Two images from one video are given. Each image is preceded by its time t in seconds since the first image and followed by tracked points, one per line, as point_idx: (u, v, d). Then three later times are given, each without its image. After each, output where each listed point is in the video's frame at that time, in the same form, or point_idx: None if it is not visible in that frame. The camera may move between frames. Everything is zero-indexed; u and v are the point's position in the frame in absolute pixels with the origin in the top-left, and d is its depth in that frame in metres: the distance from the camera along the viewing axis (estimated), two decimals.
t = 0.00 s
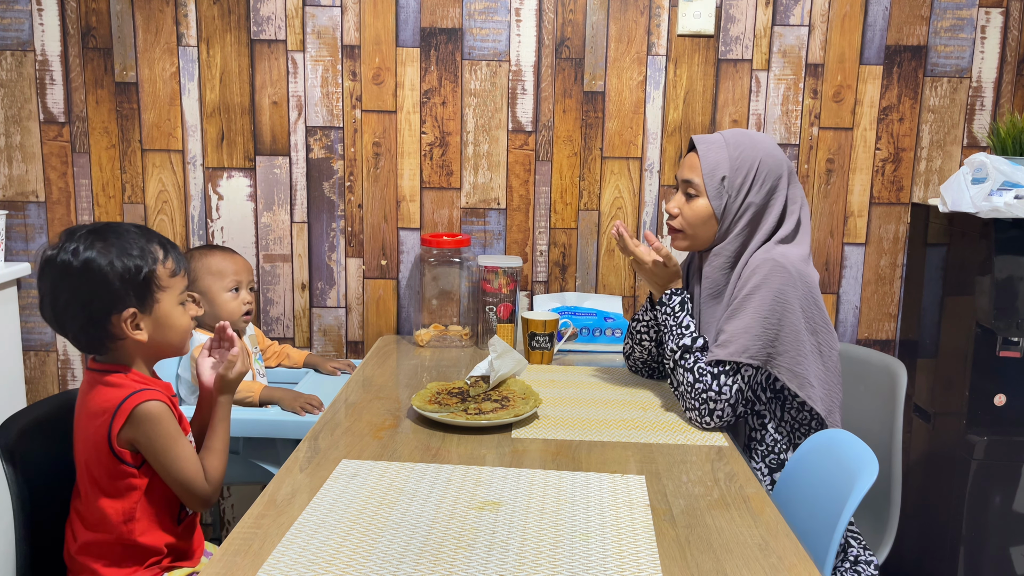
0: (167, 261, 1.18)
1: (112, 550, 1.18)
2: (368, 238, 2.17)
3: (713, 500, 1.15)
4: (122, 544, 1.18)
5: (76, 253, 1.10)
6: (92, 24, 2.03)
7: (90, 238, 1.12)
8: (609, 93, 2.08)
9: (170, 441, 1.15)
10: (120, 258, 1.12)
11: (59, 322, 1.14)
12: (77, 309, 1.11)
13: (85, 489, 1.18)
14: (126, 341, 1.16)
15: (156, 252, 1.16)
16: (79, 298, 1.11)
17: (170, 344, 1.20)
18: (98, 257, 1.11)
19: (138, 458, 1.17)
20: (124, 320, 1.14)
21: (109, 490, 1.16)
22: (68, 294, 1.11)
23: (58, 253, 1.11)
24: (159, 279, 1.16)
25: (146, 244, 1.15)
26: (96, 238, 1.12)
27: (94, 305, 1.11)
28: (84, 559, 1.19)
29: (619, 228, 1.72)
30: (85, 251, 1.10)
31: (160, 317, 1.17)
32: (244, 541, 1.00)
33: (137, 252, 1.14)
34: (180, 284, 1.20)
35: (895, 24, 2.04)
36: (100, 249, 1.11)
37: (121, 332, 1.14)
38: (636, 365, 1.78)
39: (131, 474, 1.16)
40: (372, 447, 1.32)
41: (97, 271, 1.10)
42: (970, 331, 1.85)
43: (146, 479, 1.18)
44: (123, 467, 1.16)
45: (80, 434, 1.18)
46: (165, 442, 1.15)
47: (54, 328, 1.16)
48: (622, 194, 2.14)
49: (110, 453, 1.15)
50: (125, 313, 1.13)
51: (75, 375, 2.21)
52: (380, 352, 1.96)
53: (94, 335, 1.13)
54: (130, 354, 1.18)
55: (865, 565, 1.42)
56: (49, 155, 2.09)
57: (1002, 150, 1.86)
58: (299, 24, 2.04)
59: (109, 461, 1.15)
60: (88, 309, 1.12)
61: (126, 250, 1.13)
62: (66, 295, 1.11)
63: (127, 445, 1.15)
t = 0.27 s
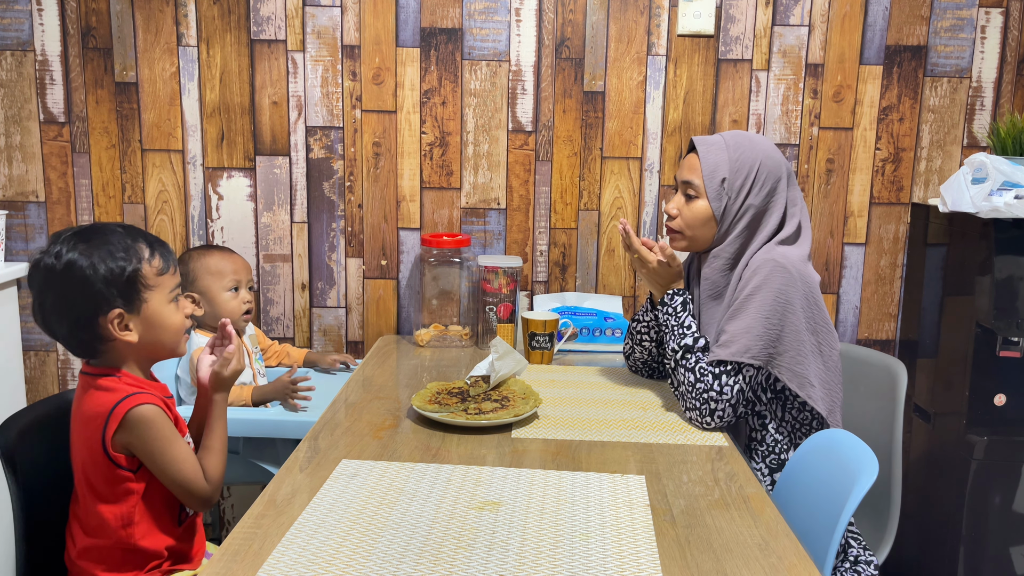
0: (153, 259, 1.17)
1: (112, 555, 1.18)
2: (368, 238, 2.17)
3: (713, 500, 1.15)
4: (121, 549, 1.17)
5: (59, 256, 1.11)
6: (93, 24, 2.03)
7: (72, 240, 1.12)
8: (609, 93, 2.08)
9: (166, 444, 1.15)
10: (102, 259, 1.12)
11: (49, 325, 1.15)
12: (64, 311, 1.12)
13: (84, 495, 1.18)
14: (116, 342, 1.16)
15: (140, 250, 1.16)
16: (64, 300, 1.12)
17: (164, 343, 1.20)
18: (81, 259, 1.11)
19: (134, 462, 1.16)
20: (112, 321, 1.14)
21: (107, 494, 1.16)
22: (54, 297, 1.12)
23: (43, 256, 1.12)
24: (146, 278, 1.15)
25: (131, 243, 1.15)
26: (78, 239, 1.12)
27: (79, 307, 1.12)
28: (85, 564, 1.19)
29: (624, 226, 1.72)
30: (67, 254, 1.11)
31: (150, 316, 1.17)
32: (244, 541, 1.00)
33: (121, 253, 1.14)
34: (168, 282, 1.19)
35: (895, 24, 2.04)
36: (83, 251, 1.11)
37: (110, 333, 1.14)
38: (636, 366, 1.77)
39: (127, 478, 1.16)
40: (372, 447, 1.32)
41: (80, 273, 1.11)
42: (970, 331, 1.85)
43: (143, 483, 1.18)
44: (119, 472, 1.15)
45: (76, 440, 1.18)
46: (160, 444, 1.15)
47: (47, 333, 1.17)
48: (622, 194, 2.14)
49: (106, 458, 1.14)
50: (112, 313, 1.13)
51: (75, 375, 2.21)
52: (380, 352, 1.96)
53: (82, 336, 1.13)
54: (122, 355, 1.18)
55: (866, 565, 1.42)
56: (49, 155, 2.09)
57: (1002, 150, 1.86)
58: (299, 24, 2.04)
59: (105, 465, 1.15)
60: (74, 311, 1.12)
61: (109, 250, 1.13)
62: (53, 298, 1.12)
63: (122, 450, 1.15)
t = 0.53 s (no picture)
0: (146, 263, 1.17)
1: (108, 559, 1.18)
2: (368, 237, 2.17)
3: (713, 499, 1.15)
4: (117, 554, 1.17)
5: (49, 265, 1.10)
6: (92, 24, 2.03)
7: (62, 248, 1.11)
8: (609, 93, 2.08)
9: (163, 448, 1.15)
10: (95, 266, 1.11)
11: (44, 335, 1.14)
12: (58, 320, 1.11)
13: (79, 499, 1.18)
14: (114, 348, 1.16)
15: (132, 254, 1.15)
16: (58, 309, 1.11)
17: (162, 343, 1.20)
18: (73, 267, 1.10)
19: (129, 468, 1.16)
20: (110, 327, 1.14)
21: (103, 500, 1.16)
22: (47, 306, 1.11)
23: (33, 266, 1.11)
24: (139, 282, 1.15)
25: (122, 248, 1.15)
26: (69, 247, 1.12)
27: (74, 315, 1.11)
28: (81, 568, 1.18)
29: (624, 226, 1.72)
30: (58, 262, 1.10)
31: (145, 320, 1.17)
32: (244, 541, 1.00)
33: (113, 259, 1.13)
34: (161, 285, 1.19)
35: (895, 24, 2.03)
36: (73, 259, 1.11)
37: (107, 341, 1.14)
38: (636, 365, 1.77)
39: (123, 483, 1.16)
40: (372, 447, 1.32)
41: (73, 281, 1.10)
42: (970, 331, 1.85)
43: (139, 488, 1.18)
44: (114, 477, 1.15)
45: (71, 445, 1.18)
46: (157, 449, 1.15)
47: (41, 343, 1.17)
48: (622, 194, 2.14)
49: (101, 464, 1.14)
50: (110, 320, 1.13)
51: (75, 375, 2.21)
52: (380, 352, 1.96)
53: (79, 345, 1.13)
54: (120, 362, 1.18)
55: (865, 565, 1.42)
56: (49, 155, 2.09)
57: (1002, 150, 1.86)
58: (299, 24, 2.04)
59: (100, 471, 1.15)
60: (70, 320, 1.11)
61: (100, 257, 1.12)
62: (46, 309, 1.11)
63: (117, 456, 1.15)
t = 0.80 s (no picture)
0: (139, 264, 1.17)
1: (106, 560, 1.17)
2: (368, 237, 2.17)
3: (713, 499, 1.15)
4: (115, 554, 1.17)
5: (43, 267, 1.10)
6: (93, 24, 2.03)
7: (55, 251, 1.11)
8: (609, 93, 2.08)
9: (157, 449, 1.15)
10: (89, 269, 1.11)
11: (38, 338, 1.14)
12: (53, 323, 1.11)
13: (75, 502, 1.18)
14: (108, 351, 1.16)
15: (126, 256, 1.16)
16: (53, 312, 1.11)
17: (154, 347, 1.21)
18: (67, 270, 1.10)
19: (124, 468, 1.16)
20: (104, 331, 1.14)
21: (99, 501, 1.16)
22: (42, 309, 1.11)
23: (26, 268, 1.10)
24: (134, 284, 1.16)
25: (116, 250, 1.15)
26: (62, 249, 1.11)
27: (69, 318, 1.11)
28: (79, 570, 1.18)
29: (624, 225, 1.72)
30: (52, 264, 1.10)
31: (140, 322, 1.17)
32: (244, 541, 1.00)
33: (107, 261, 1.13)
34: (155, 286, 1.20)
35: (895, 24, 2.03)
36: (67, 261, 1.10)
37: (102, 343, 1.14)
38: (636, 366, 1.78)
39: (118, 484, 1.16)
40: (372, 447, 1.32)
41: (68, 283, 1.10)
42: (970, 331, 1.85)
43: (135, 488, 1.18)
44: (110, 478, 1.15)
45: (65, 446, 1.18)
46: (151, 449, 1.15)
47: (34, 345, 1.17)
48: (622, 194, 2.14)
49: (95, 465, 1.14)
50: (105, 323, 1.13)
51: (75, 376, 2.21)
52: (380, 352, 1.96)
53: (73, 348, 1.13)
54: (113, 363, 1.18)
55: (866, 565, 1.42)
56: (49, 155, 2.09)
57: (1002, 150, 1.86)
58: (299, 24, 2.04)
59: (95, 473, 1.15)
60: (64, 323, 1.11)
61: (95, 259, 1.12)
62: (40, 311, 1.11)
63: (112, 457, 1.15)
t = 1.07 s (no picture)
0: (137, 262, 1.17)
1: (107, 559, 1.17)
2: (368, 238, 2.17)
3: (713, 500, 1.15)
4: (116, 553, 1.17)
5: (40, 264, 1.10)
6: (92, 24, 2.03)
7: (53, 248, 1.12)
8: (609, 93, 2.08)
9: (156, 445, 1.15)
10: (85, 266, 1.11)
11: (35, 335, 1.14)
12: (50, 320, 1.12)
13: (75, 500, 1.18)
14: (104, 349, 1.16)
15: (123, 253, 1.16)
16: (50, 309, 1.11)
17: (149, 347, 1.20)
18: (63, 266, 1.10)
19: (123, 465, 1.16)
20: (100, 327, 1.13)
21: (98, 499, 1.16)
22: (39, 306, 1.12)
23: (25, 265, 1.11)
24: (131, 282, 1.16)
25: (113, 247, 1.15)
26: (59, 246, 1.12)
27: (66, 315, 1.11)
28: (80, 570, 1.18)
29: (622, 227, 1.72)
30: (48, 261, 1.10)
31: (137, 320, 1.17)
32: (244, 541, 1.00)
33: (104, 258, 1.13)
34: (152, 284, 1.20)
35: (895, 24, 2.03)
36: (64, 258, 1.11)
37: (99, 340, 1.14)
38: (636, 366, 1.78)
39: (118, 481, 1.16)
40: (372, 447, 1.32)
41: (65, 280, 1.10)
42: (970, 331, 1.85)
43: (134, 486, 1.18)
44: (109, 476, 1.15)
45: (64, 445, 1.18)
46: (150, 446, 1.15)
47: (32, 344, 1.17)
48: (622, 194, 2.14)
49: (94, 463, 1.14)
50: (100, 320, 1.13)
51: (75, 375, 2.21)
52: (380, 352, 1.96)
53: (68, 345, 1.13)
54: (110, 360, 1.18)
55: (866, 565, 1.42)
56: (49, 155, 2.09)
57: (1002, 150, 1.86)
58: (299, 24, 2.04)
59: (94, 470, 1.15)
60: (60, 320, 1.11)
61: (92, 256, 1.13)
62: (37, 308, 1.12)
63: (110, 454, 1.15)
